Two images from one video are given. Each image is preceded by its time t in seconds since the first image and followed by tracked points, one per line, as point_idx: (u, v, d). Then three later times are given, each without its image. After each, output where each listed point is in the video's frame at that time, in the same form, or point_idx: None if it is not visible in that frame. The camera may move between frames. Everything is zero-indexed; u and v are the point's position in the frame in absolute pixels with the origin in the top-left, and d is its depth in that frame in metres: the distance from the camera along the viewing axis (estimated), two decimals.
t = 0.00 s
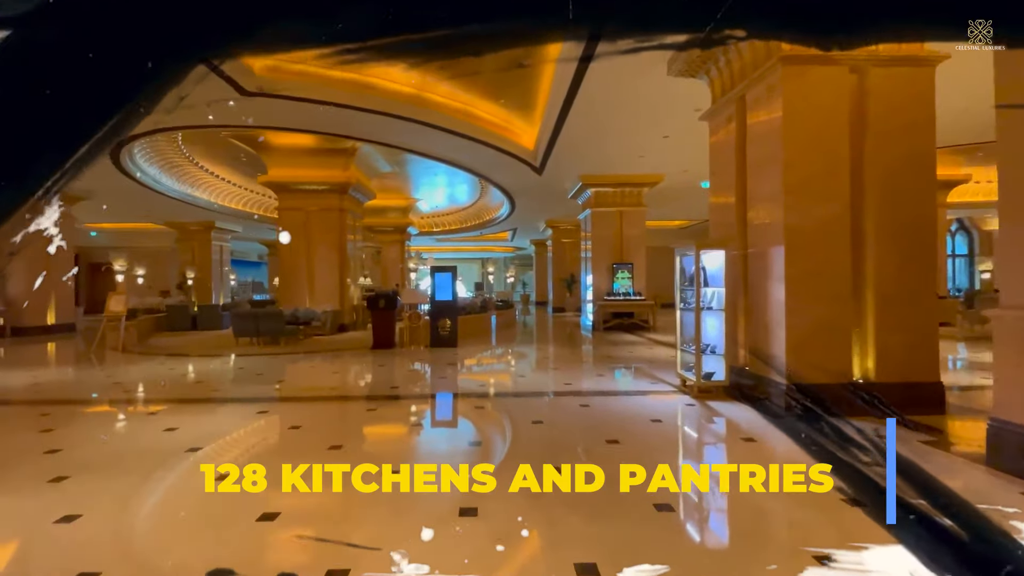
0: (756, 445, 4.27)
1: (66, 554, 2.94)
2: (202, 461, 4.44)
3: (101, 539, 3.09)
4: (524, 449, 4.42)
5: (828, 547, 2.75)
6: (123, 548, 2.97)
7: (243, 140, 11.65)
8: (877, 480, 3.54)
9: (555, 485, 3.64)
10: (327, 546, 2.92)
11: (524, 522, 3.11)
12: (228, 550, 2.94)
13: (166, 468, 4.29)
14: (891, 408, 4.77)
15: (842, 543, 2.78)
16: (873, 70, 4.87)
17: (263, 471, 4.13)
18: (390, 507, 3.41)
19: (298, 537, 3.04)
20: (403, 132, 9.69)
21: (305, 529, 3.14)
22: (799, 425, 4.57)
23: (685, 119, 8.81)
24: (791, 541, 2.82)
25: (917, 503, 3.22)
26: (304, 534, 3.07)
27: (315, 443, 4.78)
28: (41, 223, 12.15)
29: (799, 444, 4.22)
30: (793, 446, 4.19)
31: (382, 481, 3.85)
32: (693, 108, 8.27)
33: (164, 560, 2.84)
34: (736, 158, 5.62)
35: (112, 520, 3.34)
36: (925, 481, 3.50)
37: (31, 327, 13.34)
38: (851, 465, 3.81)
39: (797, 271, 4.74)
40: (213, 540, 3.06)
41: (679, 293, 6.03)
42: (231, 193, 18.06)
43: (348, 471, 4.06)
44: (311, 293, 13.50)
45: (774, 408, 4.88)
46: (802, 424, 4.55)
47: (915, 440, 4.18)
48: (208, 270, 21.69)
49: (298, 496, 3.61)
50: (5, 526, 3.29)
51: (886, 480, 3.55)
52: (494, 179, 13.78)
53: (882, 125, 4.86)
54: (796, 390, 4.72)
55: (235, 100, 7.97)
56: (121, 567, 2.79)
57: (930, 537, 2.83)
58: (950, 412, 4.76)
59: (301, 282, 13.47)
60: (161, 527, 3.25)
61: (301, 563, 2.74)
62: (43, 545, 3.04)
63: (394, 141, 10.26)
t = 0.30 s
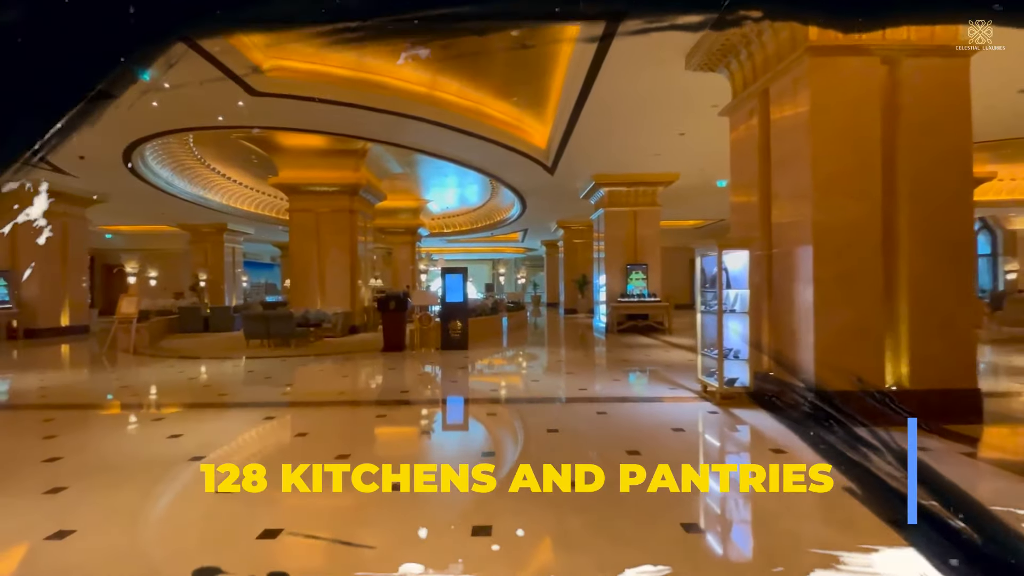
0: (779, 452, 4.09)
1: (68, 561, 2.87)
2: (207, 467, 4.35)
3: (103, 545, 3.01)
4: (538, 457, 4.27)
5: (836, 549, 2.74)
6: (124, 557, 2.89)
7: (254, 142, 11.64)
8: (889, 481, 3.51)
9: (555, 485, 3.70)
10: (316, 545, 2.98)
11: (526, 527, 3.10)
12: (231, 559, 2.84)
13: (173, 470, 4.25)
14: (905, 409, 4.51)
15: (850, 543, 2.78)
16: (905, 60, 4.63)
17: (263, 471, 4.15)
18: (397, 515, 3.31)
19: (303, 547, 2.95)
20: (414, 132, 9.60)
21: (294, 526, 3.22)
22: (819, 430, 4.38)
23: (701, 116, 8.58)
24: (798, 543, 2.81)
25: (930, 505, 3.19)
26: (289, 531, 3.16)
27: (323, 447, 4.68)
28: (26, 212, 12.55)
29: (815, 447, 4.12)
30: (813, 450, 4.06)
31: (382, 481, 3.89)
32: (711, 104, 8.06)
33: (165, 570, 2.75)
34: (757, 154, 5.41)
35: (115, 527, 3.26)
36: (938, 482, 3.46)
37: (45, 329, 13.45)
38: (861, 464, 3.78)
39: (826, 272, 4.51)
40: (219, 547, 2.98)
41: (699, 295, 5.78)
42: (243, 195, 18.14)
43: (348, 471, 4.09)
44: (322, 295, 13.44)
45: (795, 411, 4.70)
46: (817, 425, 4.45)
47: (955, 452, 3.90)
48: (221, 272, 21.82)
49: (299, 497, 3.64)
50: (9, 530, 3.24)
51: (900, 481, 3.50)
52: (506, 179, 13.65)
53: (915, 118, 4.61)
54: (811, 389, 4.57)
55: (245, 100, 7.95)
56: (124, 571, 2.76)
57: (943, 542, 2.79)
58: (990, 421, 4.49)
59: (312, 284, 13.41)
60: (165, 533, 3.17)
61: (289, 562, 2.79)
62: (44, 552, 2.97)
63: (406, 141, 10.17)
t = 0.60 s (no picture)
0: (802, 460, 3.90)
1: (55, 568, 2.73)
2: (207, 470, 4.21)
3: (92, 552, 2.88)
4: (549, 464, 4.08)
5: (847, 551, 2.67)
6: (112, 565, 2.75)
7: (262, 143, 11.62)
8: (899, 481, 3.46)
9: (555, 485, 3.67)
10: (313, 542, 2.93)
11: (534, 539, 2.90)
12: (222, 568, 2.68)
13: (172, 473, 4.14)
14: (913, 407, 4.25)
15: (859, 544, 2.73)
16: (940, 47, 4.36)
17: (263, 476, 4.01)
18: (400, 522, 3.16)
19: (298, 557, 2.79)
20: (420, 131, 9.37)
21: (288, 523, 3.19)
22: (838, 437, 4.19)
23: (716, 113, 8.36)
24: (805, 545, 2.75)
25: (940, 505, 3.12)
26: (281, 527, 3.12)
27: (326, 453, 4.52)
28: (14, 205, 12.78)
29: (833, 454, 3.95)
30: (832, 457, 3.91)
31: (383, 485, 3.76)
32: (727, 101, 7.86)
33: None
34: (779, 150, 5.18)
35: (107, 532, 3.13)
36: (952, 483, 3.38)
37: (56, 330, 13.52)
38: (870, 464, 3.73)
39: (855, 272, 4.26)
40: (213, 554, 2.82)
41: (718, 297, 5.57)
42: (253, 197, 18.20)
43: (348, 471, 4.02)
44: (331, 297, 13.37)
45: (812, 416, 4.55)
46: (832, 430, 4.32)
47: (995, 464, 3.61)
48: (231, 274, 21.91)
49: (299, 496, 3.58)
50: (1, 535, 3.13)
51: (913, 484, 3.40)
52: (516, 180, 13.50)
53: (950, 108, 4.34)
54: (824, 393, 4.45)
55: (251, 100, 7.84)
56: None
57: (954, 543, 2.72)
58: None
59: (321, 286, 13.32)
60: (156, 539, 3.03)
61: (285, 560, 2.72)
62: (32, 557, 2.85)
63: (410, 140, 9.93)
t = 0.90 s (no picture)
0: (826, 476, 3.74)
1: None
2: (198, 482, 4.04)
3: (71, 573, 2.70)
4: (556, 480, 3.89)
5: (856, 551, 2.73)
6: None
7: (267, 145, 11.52)
8: (918, 486, 3.45)
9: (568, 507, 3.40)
10: (310, 540, 3.03)
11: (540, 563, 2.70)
12: None
13: (163, 485, 3.97)
14: (942, 414, 4.02)
15: (869, 544, 2.79)
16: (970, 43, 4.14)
17: (255, 490, 3.83)
18: (397, 544, 2.96)
19: None
20: (425, 133, 9.23)
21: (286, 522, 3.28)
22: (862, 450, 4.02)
23: (727, 114, 8.16)
24: (816, 544, 2.80)
25: (954, 505, 3.20)
26: (280, 524, 3.25)
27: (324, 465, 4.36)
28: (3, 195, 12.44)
29: (858, 470, 3.78)
30: (855, 472, 3.75)
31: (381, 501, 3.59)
32: (738, 101, 7.67)
33: None
34: (797, 150, 4.96)
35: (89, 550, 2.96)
36: (970, 486, 3.43)
37: (61, 333, 13.48)
38: (885, 464, 3.80)
39: (881, 280, 4.03)
40: None
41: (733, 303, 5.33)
42: (258, 200, 18.16)
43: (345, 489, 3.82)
44: (334, 302, 13.18)
45: (831, 427, 4.36)
46: (853, 442, 4.15)
47: None
48: (236, 277, 21.86)
49: (298, 496, 3.68)
50: None
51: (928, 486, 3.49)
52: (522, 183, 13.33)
53: (980, 106, 4.11)
54: (842, 403, 4.25)
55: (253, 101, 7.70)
56: None
57: (971, 544, 2.78)
58: None
59: (324, 290, 13.16)
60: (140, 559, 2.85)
61: (283, 562, 2.76)
62: None
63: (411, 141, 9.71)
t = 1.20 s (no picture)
0: (850, 492, 3.56)
1: None
2: (188, 494, 3.86)
3: None
4: (562, 495, 3.70)
5: (868, 552, 2.80)
6: None
7: (269, 147, 11.42)
8: (933, 486, 3.51)
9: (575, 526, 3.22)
10: (306, 547, 3.03)
11: None
12: None
13: (150, 497, 3.79)
14: (958, 414, 3.80)
15: (881, 545, 2.86)
16: (999, 38, 3.95)
17: (246, 504, 3.66)
18: (392, 569, 2.76)
19: None
20: (429, 135, 9.10)
21: (281, 517, 3.43)
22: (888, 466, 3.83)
23: (737, 115, 7.98)
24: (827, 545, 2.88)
25: (970, 506, 3.24)
26: (274, 520, 3.40)
27: (319, 476, 4.18)
28: None
29: (884, 487, 3.60)
30: (879, 488, 3.57)
31: (378, 517, 3.43)
32: (750, 101, 7.49)
33: None
34: (814, 151, 4.76)
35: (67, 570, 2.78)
36: (987, 488, 3.45)
37: (62, 336, 13.39)
38: (900, 465, 3.83)
39: (906, 286, 3.81)
40: None
41: (745, 307, 5.07)
42: (262, 203, 18.11)
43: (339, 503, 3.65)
44: (336, 306, 13.02)
45: (856, 440, 4.16)
46: (878, 456, 3.95)
47: None
48: (240, 280, 21.78)
49: (296, 504, 3.65)
50: None
51: (943, 486, 3.53)
52: (527, 186, 13.17)
53: (1011, 104, 3.91)
54: (868, 412, 4.04)
55: (254, 101, 7.59)
56: None
57: (986, 544, 2.82)
58: None
59: (326, 293, 13.00)
60: None
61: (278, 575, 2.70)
62: None
63: (415, 143, 9.60)
